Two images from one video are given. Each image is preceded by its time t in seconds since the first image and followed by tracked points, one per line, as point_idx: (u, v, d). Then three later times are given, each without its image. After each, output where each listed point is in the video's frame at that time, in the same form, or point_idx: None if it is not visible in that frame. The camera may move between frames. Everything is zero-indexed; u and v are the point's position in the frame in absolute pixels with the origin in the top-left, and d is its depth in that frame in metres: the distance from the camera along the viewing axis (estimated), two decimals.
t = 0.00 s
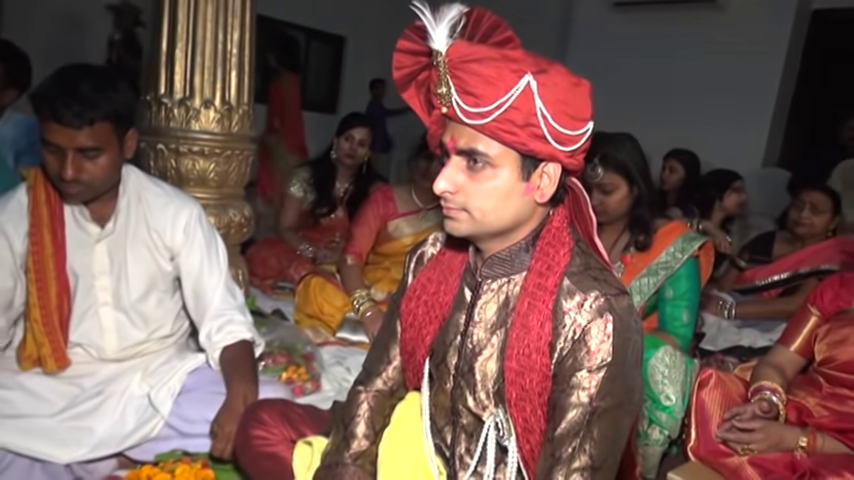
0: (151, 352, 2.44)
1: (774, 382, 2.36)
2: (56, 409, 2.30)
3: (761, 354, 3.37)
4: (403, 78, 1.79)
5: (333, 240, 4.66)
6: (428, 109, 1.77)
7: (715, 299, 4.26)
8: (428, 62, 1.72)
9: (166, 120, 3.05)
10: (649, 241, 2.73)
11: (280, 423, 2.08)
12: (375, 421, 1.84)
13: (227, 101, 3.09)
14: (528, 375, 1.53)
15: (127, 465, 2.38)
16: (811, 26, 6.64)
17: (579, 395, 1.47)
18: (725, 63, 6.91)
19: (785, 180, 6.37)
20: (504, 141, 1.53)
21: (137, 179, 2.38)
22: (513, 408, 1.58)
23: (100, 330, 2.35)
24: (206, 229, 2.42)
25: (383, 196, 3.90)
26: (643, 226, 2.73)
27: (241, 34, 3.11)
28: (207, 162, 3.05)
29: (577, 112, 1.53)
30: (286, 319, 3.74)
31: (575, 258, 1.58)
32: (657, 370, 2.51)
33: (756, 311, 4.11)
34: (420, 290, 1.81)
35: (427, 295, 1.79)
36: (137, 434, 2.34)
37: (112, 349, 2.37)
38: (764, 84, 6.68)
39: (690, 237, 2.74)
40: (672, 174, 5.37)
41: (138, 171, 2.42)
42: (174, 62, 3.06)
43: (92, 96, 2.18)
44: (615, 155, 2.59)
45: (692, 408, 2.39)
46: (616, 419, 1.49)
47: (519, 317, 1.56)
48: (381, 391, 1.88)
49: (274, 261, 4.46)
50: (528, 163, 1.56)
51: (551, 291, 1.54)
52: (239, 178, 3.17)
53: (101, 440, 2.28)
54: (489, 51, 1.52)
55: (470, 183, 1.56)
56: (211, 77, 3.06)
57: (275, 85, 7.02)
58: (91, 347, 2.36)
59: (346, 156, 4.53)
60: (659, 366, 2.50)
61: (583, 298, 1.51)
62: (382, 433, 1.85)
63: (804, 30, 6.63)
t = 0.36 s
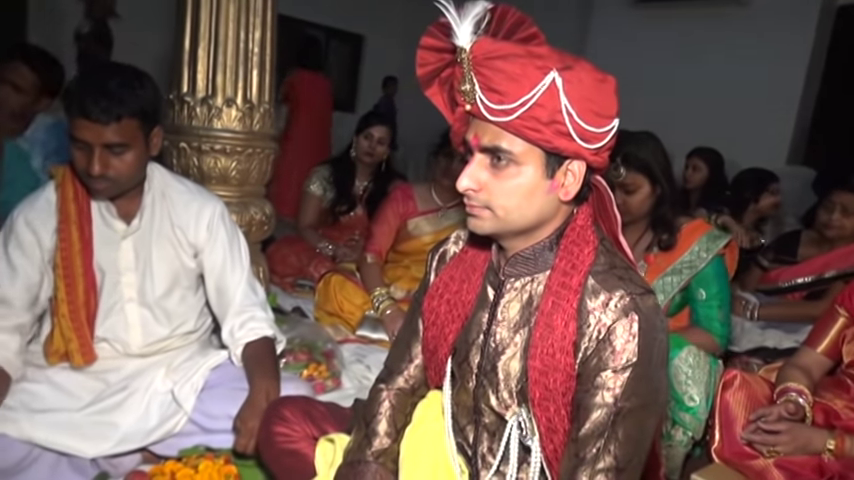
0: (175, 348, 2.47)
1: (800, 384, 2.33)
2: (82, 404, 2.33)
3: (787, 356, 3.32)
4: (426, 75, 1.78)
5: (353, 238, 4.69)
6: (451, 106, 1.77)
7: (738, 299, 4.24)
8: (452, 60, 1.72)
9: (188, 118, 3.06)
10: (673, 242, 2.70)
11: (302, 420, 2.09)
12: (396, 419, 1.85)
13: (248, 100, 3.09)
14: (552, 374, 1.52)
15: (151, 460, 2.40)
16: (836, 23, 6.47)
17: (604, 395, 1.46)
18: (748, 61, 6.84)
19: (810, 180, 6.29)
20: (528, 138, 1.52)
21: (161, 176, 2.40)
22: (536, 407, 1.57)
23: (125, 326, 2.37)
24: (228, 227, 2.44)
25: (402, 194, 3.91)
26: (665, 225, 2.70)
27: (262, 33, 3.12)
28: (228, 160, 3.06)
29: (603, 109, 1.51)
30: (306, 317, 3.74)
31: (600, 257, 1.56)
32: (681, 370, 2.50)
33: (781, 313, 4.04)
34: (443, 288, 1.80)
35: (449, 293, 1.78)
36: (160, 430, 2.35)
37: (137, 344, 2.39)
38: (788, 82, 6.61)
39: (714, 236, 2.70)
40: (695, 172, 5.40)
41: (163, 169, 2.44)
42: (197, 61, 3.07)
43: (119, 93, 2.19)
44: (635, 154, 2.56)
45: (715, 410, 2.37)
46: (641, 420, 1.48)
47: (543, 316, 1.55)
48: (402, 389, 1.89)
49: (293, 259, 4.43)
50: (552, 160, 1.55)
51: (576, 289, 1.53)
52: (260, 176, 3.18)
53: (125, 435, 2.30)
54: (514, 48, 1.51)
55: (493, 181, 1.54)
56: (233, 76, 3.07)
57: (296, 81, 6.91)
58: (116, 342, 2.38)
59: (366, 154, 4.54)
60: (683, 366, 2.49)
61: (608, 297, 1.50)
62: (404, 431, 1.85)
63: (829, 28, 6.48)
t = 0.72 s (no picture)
0: (199, 344, 2.49)
1: (830, 387, 2.30)
2: (109, 399, 2.37)
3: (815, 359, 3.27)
4: (452, 72, 1.77)
5: (374, 236, 4.70)
6: (477, 104, 1.76)
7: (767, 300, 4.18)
8: (479, 57, 1.71)
9: (213, 117, 3.09)
10: (698, 243, 2.65)
11: (325, 418, 2.10)
12: (419, 418, 1.85)
13: (272, 98, 3.11)
14: (578, 375, 1.51)
15: (176, 454, 2.43)
16: None
17: (631, 396, 1.44)
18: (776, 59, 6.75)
19: (838, 179, 6.21)
20: (556, 136, 1.50)
21: (184, 174, 2.43)
22: (562, 408, 1.55)
23: (150, 322, 2.40)
24: (251, 224, 2.45)
25: (425, 192, 3.90)
26: (691, 225, 2.66)
27: (286, 32, 3.13)
28: (252, 158, 3.08)
29: (632, 107, 1.50)
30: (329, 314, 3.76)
31: (626, 257, 1.55)
32: (707, 372, 2.48)
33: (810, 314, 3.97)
34: (467, 287, 1.80)
35: (474, 292, 1.78)
36: (185, 425, 2.38)
37: (162, 340, 2.42)
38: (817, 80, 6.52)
39: (741, 236, 2.65)
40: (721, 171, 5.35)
41: (187, 167, 2.47)
42: (222, 60, 3.10)
43: (143, 92, 2.22)
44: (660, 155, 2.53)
45: (742, 412, 2.31)
46: (669, 422, 1.46)
47: (569, 316, 1.53)
48: (425, 388, 1.88)
49: (316, 256, 4.45)
50: (579, 158, 1.53)
51: (602, 289, 1.51)
52: (284, 174, 3.19)
53: (151, 429, 2.35)
54: (541, 45, 1.50)
55: (519, 179, 1.53)
56: (257, 74, 3.09)
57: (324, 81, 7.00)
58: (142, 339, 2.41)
59: (387, 152, 4.54)
60: (710, 368, 2.47)
61: (636, 297, 1.48)
62: (427, 430, 1.86)
63: None
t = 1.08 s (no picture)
0: (227, 336, 2.52)
1: None
2: (138, 387, 2.41)
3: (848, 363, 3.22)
4: (482, 69, 1.76)
5: (400, 232, 4.67)
6: (507, 101, 1.75)
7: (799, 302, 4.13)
8: (509, 53, 1.70)
9: (243, 112, 3.11)
10: (732, 243, 2.61)
11: (351, 412, 2.14)
12: (445, 414, 1.85)
13: (300, 94, 3.13)
14: (607, 375, 1.49)
15: (204, 445, 2.47)
16: None
17: (660, 398, 1.43)
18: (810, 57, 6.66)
19: None
20: (587, 133, 1.49)
21: (215, 168, 2.46)
22: (589, 408, 1.53)
23: (179, 312, 2.42)
24: (280, 219, 2.48)
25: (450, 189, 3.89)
26: (725, 225, 2.61)
27: (314, 28, 3.14)
28: (280, 153, 3.11)
29: (665, 104, 1.49)
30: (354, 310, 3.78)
31: (658, 256, 1.53)
32: (737, 375, 2.46)
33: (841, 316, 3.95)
34: (494, 284, 1.79)
35: (501, 290, 1.77)
36: (213, 416, 2.43)
37: (191, 331, 2.44)
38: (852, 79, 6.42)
39: (775, 238, 2.63)
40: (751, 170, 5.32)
41: (219, 160, 2.50)
42: (251, 56, 3.12)
43: (173, 80, 2.26)
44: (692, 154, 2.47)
45: (773, 415, 2.31)
46: (699, 424, 1.45)
47: (598, 316, 1.52)
48: (451, 385, 1.88)
49: (341, 252, 4.46)
50: (610, 156, 1.52)
51: (633, 289, 1.50)
52: (311, 170, 3.21)
53: (179, 420, 2.39)
54: (573, 41, 1.49)
55: (549, 177, 1.52)
56: (286, 70, 3.11)
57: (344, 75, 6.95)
58: (171, 329, 2.44)
59: (414, 149, 4.58)
60: (739, 370, 2.45)
61: (667, 298, 1.47)
62: (452, 427, 1.86)
63: None
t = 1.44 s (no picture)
0: (256, 331, 2.59)
1: None
2: (170, 381, 2.45)
3: None
4: (513, 65, 1.75)
5: (425, 230, 4.68)
6: (538, 98, 1.74)
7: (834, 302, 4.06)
8: (541, 49, 1.69)
9: (271, 110, 3.24)
10: (768, 242, 2.58)
11: (378, 408, 2.17)
12: (473, 412, 1.84)
13: (327, 92, 3.26)
14: (639, 375, 1.48)
15: (233, 439, 2.52)
16: None
17: (694, 398, 1.41)
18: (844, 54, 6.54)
19: None
20: (621, 130, 1.48)
21: (243, 163, 2.52)
22: (621, 408, 1.52)
23: (208, 303, 2.47)
24: (307, 215, 2.54)
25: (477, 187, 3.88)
26: (762, 224, 2.57)
27: (342, 27, 3.29)
28: (308, 151, 3.22)
29: (701, 100, 1.47)
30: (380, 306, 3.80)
31: (692, 255, 1.51)
32: (771, 376, 2.46)
33: None
34: (523, 282, 1.78)
35: (530, 288, 1.76)
36: (242, 410, 2.48)
37: (218, 322, 2.50)
38: None
39: (813, 237, 2.59)
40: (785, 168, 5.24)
41: (247, 156, 2.57)
42: (280, 55, 3.25)
43: (192, 66, 2.39)
44: (731, 151, 2.46)
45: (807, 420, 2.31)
46: (734, 426, 1.43)
47: (630, 315, 1.50)
48: (479, 383, 1.87)
49: (367, 249, 4.48)
50: (644, 152, 1.50)
51: (666, 288, 1.48)
52: (338, 167, 3.31)
53: (209, 413, 2.44)
54: (607, 36, 1.48)
55: (581, 174, 1.50)
56: (314, 68, 3.24)
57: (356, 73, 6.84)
58: (200, 320, 2.49)
59: (440, 146, 4.54)
60: (772, 371, 2.45)
61: (701, 297, 1.45)
62: (480, 425, 1.85)
63: None
